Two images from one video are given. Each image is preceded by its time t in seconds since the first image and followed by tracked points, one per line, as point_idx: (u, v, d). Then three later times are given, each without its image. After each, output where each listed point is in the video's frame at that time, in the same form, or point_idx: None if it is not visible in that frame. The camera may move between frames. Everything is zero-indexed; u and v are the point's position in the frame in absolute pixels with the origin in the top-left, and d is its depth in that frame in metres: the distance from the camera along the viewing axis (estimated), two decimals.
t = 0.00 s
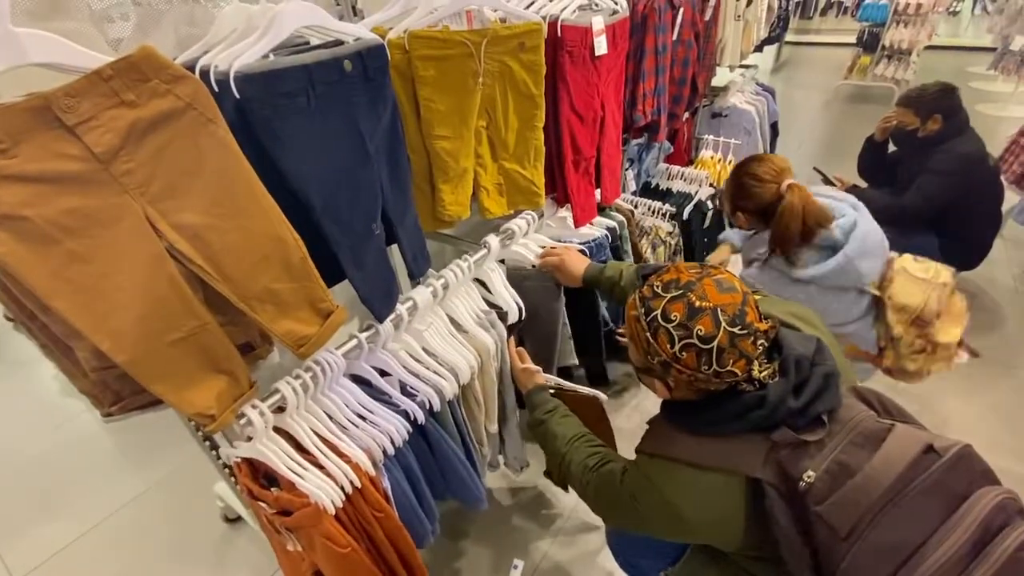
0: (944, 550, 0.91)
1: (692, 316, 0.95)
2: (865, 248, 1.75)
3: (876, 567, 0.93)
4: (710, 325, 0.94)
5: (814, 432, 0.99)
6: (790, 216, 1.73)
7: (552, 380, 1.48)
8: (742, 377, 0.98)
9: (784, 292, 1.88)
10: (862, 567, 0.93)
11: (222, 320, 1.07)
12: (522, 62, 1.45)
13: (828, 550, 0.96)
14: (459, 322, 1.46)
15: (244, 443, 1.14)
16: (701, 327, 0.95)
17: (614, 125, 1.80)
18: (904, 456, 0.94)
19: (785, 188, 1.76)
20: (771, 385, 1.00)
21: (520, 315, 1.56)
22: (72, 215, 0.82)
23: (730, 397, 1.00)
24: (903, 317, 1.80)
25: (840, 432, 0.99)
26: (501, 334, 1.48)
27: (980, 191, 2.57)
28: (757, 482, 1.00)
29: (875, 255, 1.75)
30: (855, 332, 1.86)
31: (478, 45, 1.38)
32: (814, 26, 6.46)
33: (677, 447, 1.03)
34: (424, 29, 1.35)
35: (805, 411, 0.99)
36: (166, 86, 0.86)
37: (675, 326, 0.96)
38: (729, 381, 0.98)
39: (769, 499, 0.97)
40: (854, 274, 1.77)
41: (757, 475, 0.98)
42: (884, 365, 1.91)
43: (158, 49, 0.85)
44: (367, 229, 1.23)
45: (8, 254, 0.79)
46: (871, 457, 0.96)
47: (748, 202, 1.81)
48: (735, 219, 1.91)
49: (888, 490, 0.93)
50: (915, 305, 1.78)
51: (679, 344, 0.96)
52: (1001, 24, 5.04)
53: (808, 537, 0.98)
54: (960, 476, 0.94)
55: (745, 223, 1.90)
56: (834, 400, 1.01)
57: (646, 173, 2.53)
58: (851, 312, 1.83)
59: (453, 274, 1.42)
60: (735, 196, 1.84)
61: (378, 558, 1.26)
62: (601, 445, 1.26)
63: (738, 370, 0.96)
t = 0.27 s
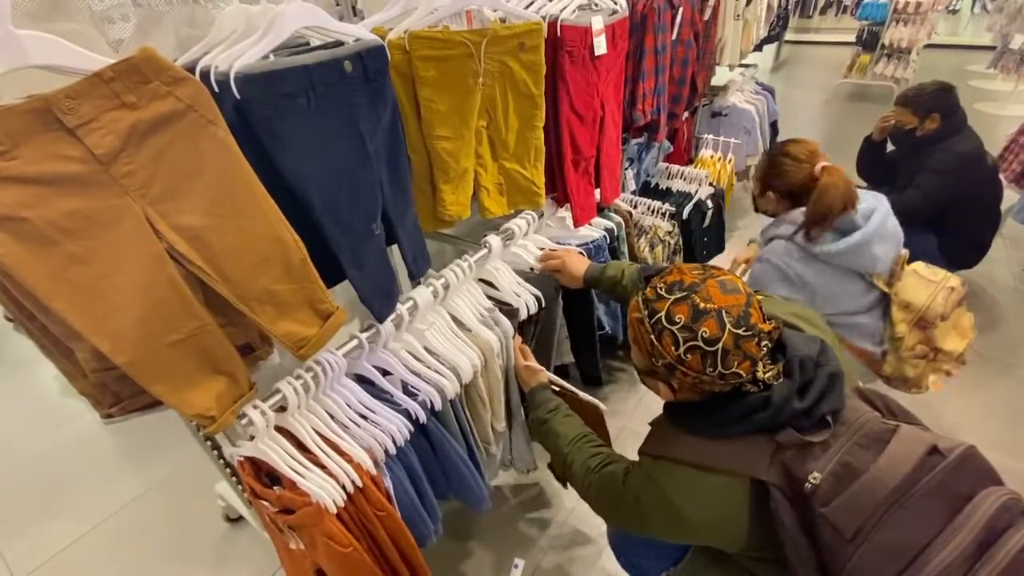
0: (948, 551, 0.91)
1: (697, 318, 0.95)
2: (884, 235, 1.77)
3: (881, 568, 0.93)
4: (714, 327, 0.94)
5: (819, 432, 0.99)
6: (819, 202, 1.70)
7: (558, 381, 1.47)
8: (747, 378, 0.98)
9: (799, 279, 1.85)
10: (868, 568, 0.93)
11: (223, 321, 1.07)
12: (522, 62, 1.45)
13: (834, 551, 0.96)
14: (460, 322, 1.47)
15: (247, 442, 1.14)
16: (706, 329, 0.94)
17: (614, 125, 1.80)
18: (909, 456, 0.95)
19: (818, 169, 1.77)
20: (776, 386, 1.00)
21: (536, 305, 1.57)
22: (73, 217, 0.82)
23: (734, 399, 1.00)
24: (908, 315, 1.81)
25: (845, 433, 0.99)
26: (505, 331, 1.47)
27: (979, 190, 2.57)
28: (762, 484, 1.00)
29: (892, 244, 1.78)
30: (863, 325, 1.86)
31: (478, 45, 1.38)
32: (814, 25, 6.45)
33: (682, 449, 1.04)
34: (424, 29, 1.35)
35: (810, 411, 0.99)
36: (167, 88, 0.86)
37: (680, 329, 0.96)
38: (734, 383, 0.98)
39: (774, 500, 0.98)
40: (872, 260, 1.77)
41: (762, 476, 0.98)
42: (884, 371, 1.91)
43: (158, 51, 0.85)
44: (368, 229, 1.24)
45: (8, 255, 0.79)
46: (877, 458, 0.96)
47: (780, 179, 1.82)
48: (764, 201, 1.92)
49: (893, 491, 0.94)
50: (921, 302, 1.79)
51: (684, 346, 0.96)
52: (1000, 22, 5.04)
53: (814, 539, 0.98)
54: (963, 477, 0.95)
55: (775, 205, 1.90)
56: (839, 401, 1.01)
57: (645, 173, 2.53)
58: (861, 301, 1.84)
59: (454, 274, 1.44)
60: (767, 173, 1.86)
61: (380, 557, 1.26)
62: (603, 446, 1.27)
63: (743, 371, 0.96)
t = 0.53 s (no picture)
0: (949, 550, 0.91)
1: (698, 318, 0.95)
2: (909, 217, 1.74)
3: (882, 567, 0.93)
4: (715, 327, 0.94)
5: (820, 431, 0.99)
6: (855, 177, 1.68)
7: (564, 380, 1.47)
8: (748, 377, 0.98)
9: (826, 252, 1.78)
10: (868, 567, 0.93)
11: (223, 321, 1.07)
12: (521, 61, 1.45)
13: (834, 550, 0.96)
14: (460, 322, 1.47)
15: (246, 442, 1.14)
16: (707, 328, 0.94)
17: (614, 124, 1.80)
18: (910, 455, 0.95)
19: (848, 155, 1.81)
20: (776, 385, 1.00)
21: (536, 303, 1.58)
22: (72, 217, 0.82)
23: (735, 398, 1.00)
24: (931, 294, 1.80)
25: (846, 431, 0.99)
26: (506, 329, 1.48)
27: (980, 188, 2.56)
28: (763, 482, 1.00)
29: (917, 228, 1.76)
30: (881, 307, 1.82)
31: (478, 45, 1.38)
32: (814, 24, 6.44)
33: (682, 447, 1.04)
34: (423, 29, 1.35)
35: (811, 410, 0.99)
36: (166, 88, 0.86)
37: (681, 329, 0.96)
38: (735, 382, 0.98)
39: (775, 499, 0.97)
40: (897, 240, 1.74)
41: (763, 475, 0.98)
42: (905, 356, 1.89)
43: (157, 50, 0.85)
44: (367, 229, 1.23)
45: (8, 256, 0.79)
46: (878, 457, 0.96)
47: (812, 162, 1.85)
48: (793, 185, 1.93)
49: (893, 489, 0.94)
50: (943, 282, 1.80)
51: (685, 345, 0.96)
52: (1001, 20, 5.03)
53: (815, 538, 0.97)
54: (964, 476, 0.95)
55: (803, 191, 1.91)
56: (839, 400, 1.01)
57: (645, 172, 2.53)
58: (882, 282, 1.80)
59: (453, 273, 1.44)
60: (798, 157, 1.89)
61: (380, 557, 1.26)
62: (604, 443, 1.26)
63: (744, 370, 0.96)
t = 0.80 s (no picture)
0: (948, 546, 0.91)
1: (699, 315, 0.95)
2: (919, 209, 1.75)
3: (881, 563, 0.93)
4: (716, 324, 0.94)
5: (820, 428, 0.99)
6: (877, 170, 1.72)
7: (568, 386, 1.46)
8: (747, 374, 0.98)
9: (833, 228, 1.79)
10: (868, 563, 0.93)
11: (225, 320, 1.07)
12: (521, 61, 1.45)
13: (835, 546, 0.96)
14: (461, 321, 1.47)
15: (248, 442, 1.15)
16: (707, 325, 0.95)
17: (614, 123, 1.80)
18: (910, 451, 0.95)
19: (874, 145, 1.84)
20: (776, 381, 1.00)
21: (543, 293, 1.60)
22: (73, 217, 0.82)
23: (736, 395, 1.00)
24: (931, 284, 1.73)
25: (846, 428, 0.99)
26: (505, 328, 1.48)
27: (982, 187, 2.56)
28: (764, 480, 1.00)
29: (927, 222, 1.76)
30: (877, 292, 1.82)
31: (478, 44, 1.38)
32: (814, 23, 6.44)
33: (683, 444, 1.04)
34: (422, 28, 1.35)
35: (811, 407, 0.99)
36: (167, 88, 0.86)
37: (682, 326, 0.96)
38: (735, 379, 0.98)
39: (776, 496, 0.97)
40: (901, 227, 1.75)
41: (764, 472, 0.98)
42: (895, 345, 1.80)
43: (157, 50, 0.85)
44: (368, 228, 1.24)
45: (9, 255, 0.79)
46: (878, 453, 0.96)
47: (838, 149, 1.91)
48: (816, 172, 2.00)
49: (893, 485, 0.94)
50: (945, 272, 1.72)
51: (686, 342, 0.96)
52: (1001, 19, 5.03)
53: (815, 535, 0.98)
54: (964, 471, 0.95)
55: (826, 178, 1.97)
56: (840, 397, 1.01)
57: (646, 171, 2.53)
58: (882, 266, 1.82)
59: (454, 273, 1.44)
60: (826, 144, 1.94)
61: (381, 556, 1.27)
62: (604, 440, 1.27)
63: (744, 367, 0.96)
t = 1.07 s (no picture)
0: (948, 544, 0.91)
1: (699, 314, 0.95)
2: (919, 194, 1.86)
3: (882, 562, 0.93)
4: (716, 323, 0.95)
5: (820, 427, 0.99)
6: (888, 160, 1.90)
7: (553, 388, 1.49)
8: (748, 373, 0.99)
9: (835, 211, 1.93)
10: (868, 562, 0.93)
11: (225, 321, 1.08)
12: (521, 62, 1.46)
13: (836, 544, 0.96)
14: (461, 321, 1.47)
15: (249, 442, 1.15)
16: (707, 324, 0.95)
17: (614, 123, 1.80)
18: (909, 449, 0.95)
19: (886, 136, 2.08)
20: (777, 381, 1.00)
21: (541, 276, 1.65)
22: (75, 218, 0.82)
23: (736, 395, 1.00)
24: (928, 267, 1.86)
25: (846, 428, 1.00)
26: (503, 332, 1.49)
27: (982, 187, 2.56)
28: (764, 479, 1.00)
29: (928, 206, 1.87)
30: (877, 273, 1.97)
31: (478, 45, 1.38)
32: (814, 22, 6.44)
33: (684, 444, 1.04)
34: (423, 30, 1.35)
35: (812, 406, 0.99)
36: (168, 89, 0.87)
37: (683, 326, 0.96)
38: (736, 379, 0.98)
39: (776, 494, 0.98)
40: (901, 211, 1.86)
41: (765, 472, 0.98)
42: (892, 327, 1.95)
43: (159, 52, 0.85)
44: (368, 229, 1.24)
45: (11, 257, 0.79)
46: (877, 452, 0.97)
47: (852, 139, 2.16)
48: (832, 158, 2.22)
49: (893, 485, 0.94)
50: (941, 255, 1.85)
51: (686, 342, 0.96)
52: (1002, 18, 5.03)
53: (817, 534, 0.98)
54: (964, 470, 0.95)
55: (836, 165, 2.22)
56: (839, 396, 1.01)
57: (646, 171, 2.54)
58: (880, 248, 1.95)
59: (454, 273, 1.44)
60: (841, 133, 2.20)
61: (382, 556, 1.27)
62: (602, 445, 1.27)
63: (745, 367, 0.97)
